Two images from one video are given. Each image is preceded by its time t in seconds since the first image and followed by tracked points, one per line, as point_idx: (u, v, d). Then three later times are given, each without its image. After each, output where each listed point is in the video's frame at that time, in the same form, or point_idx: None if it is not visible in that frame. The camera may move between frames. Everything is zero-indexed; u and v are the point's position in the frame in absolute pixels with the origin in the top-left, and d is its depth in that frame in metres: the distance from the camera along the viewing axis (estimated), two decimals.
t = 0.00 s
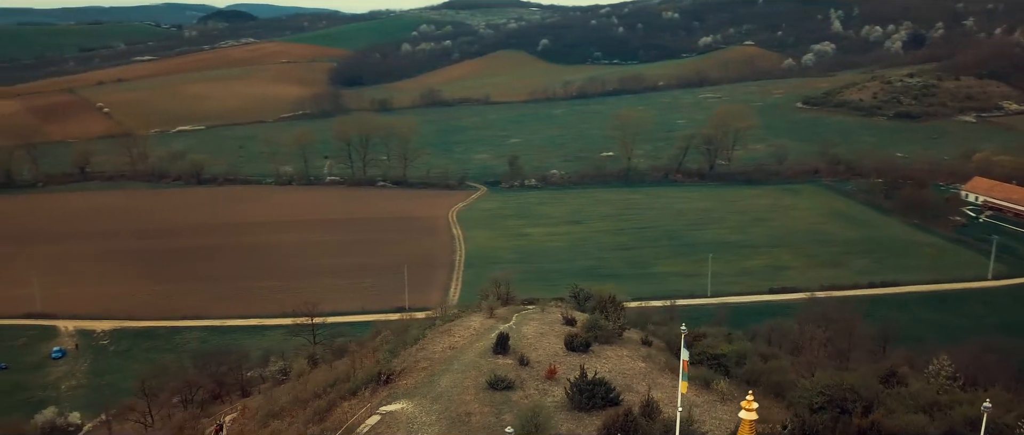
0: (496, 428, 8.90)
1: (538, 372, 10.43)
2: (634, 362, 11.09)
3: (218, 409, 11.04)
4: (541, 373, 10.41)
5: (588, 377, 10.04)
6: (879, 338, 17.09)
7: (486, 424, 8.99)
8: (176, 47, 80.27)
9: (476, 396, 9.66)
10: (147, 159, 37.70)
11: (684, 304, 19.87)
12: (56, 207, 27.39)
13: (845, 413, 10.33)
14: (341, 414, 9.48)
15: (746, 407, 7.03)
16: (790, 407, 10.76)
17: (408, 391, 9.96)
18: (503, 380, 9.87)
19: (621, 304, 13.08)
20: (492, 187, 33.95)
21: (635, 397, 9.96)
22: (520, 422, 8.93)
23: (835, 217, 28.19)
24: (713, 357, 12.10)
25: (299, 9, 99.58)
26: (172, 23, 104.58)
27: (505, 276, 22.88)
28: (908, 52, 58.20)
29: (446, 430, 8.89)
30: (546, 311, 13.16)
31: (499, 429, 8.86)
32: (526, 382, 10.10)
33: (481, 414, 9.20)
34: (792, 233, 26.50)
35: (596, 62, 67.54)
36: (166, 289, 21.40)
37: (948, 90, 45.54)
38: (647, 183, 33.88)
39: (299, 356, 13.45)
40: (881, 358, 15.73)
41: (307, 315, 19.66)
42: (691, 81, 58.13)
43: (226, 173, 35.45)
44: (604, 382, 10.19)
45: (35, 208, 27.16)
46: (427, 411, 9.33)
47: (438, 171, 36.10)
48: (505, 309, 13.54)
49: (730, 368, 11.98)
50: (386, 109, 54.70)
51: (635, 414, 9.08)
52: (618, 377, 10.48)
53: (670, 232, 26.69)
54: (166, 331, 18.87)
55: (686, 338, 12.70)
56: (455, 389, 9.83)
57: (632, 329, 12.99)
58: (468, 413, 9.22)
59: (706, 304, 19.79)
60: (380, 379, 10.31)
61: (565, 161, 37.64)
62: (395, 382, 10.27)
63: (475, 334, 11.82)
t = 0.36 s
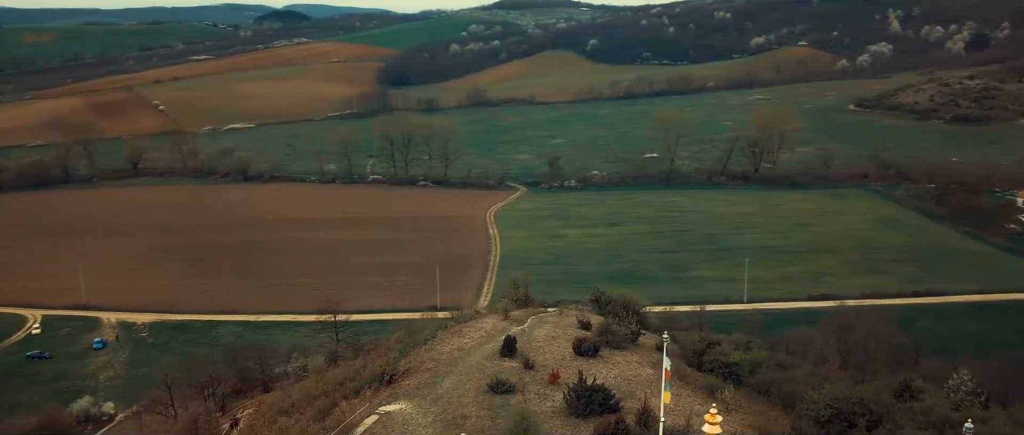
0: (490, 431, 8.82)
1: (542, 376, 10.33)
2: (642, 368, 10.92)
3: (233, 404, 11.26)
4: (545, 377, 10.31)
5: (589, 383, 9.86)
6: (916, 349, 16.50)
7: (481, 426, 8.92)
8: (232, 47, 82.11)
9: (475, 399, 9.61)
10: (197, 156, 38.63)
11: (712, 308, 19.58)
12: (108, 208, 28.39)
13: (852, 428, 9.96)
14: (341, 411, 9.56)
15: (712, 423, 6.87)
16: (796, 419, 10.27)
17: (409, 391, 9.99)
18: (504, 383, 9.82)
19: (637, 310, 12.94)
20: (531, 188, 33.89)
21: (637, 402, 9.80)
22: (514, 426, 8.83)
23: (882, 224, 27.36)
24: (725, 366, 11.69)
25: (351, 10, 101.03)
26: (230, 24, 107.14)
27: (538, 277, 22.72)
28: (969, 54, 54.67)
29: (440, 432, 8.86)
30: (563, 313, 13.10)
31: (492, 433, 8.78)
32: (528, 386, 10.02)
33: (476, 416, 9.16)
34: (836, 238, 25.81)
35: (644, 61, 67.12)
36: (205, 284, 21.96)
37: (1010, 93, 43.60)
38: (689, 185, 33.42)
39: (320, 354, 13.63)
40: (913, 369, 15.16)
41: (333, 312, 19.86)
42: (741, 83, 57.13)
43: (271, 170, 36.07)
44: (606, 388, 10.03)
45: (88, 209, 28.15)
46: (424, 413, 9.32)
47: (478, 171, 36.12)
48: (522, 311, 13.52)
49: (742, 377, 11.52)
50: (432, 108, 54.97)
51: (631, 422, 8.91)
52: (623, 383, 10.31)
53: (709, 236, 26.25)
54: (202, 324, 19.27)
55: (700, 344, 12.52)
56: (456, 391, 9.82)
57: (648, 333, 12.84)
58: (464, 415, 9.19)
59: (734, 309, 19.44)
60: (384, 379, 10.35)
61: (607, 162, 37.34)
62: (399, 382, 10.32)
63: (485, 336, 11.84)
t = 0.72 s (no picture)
0: None
1: (544, 381, 10.30)
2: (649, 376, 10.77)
3: (250, 399, 11.56)
4: (547, 382, 10.30)
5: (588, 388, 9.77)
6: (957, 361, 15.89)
7: (474, 430, 8.96)
8: (284, 47, 83.52)
9: (474, 403, 9.66)
10: (244, 153, 39.14)
11: (741, 314, 19.25)
12: (156, 207, 29.19)
13: None
14: (342, 409, 9.74)
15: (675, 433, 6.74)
16: (802, 431, 9.95)
17: (411, 393, 10.12)
18: (504, 387, 9.85)
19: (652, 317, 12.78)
20: (571, 189, 33.75)
21: (637, 408, 9.71)
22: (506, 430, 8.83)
23: (931, 230, 26.47)
24: (735, 376, 11.26)
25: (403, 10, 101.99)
26: (285, 25, 109.15)
27: (571, 280, 22.60)
28: None
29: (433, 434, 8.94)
30: (579, 317, 12.99)
31: None
32: (529, 391, 10.01)
33: (472, 419, 9.23)
34: (880, 244, 25.07)
35: (694, 62, 66.36)
36: (245, 279, 22.40)
37: None
38: (732, 188, 32.86)
39: (341, 351, 13.84)
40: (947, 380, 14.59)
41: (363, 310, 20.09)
42: (792, 84, 55.82)
43: (315, 168, 36.56)
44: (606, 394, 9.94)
45: (136, 208, 29.01)
46: (421, 415, 9.42)
47: (518, 171, 36.07)
48: (536, 314, 13.52)
49: (753, 387, 11.13)
50: (477, 108, 55.06)
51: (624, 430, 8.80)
52: (626, 389, 10.21)
53: (749, 240, 25.77)
54: (239, 319, 19.65)
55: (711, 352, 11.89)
56: (456, 394, 9.91)
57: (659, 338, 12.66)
58: (460, 418, 9.26)
59: (764, 315, 19.08)
60: (388, 379, 10.51)
61: (649, 164, 36.96)
62: (403, 383, 10.47)
63: (494, 338, 11.93)
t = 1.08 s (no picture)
0: None
1: (546, 385, 10.20)
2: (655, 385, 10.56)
3: (267, 395, 11.78)
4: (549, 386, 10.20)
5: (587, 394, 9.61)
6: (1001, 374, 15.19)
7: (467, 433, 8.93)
8: (337, 47, 84.67)
9: (472, 405, 9.63)
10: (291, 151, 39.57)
11: (772, 320, 18.82)
12: (203, 203, 29.85)
13: None
14: (343, 408, 9.85)
15: None
16: None
17: (411, 393, 10.18)
18: (504, 391, 9.79)
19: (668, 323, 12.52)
20: (612, 190, 33.43)
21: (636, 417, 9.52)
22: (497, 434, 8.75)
23: (984, 239, 25.44)
24: (746, 385, 10.84)
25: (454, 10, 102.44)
26: (338, 25, 110.86)
27: (605, 283, 22.34)
28: None
29: None
30: (596, 322, 12.86)
31: None
32: (530, 395, 9.90)
33: (468, 420, 9.23)
34: (929, 252, 24.19)
35: (746, 63, 65.31)
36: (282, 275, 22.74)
37: None
38: (777, 192, 32.15)
39: (361, 348, 14.01)
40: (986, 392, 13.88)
41: (393, 309, 20.22)
42: (847, 87, 54.31)
43: (359, 167, 36.91)
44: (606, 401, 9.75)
45: (184, 204, 29.72)
46: (417, 417, 9.43)
47: (559, 172, 35.86)
48: (552, 317, 13.52)
49: (764, 397, 10.68)
50: (524, 108, 54.97)
51: None
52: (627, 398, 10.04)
53: (791, 245, 25.16)
54: (273, 314, 19.95)
55: (724, 358, 11.47)
56: (456, 396, 9.89)
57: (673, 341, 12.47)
58: (456, 419, 9.27)
59: (796, 321, 18.62)
60: (392, 379, 10.56)
61: (693, 165, 36.39)
62: (405, 382, 10.54)
63: (504, 341, 11.91)
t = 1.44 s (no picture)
0: None
1: (542, 388, 10.13)
2: (654, 393, 10.42)
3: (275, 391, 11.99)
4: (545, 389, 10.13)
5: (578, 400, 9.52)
6: None
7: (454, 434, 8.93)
8: (379, 47, 85.39)
9: (464, 407, 9.65)
10: (329, 149, 40.09)
11: (795, 326, 18.51)
12: (239, 200, 30.38)
13: None
14: (337, 408, 9.97)
15: None
16: None
17: (405, 394, 10.24)
18: (497, 393, 9.77)
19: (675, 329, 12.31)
20: (646, 192, 33.15)
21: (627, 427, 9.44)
22: None
23: None
24: (748, 393, 10.59)
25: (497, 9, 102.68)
26: (382, 24, 111.90)
27: (634, 285, 22.15)
28: None
29: None
30: (606, 326, 12.75)
31: None
32: (524, 398, 9.86)
33: (455, 422, 9.23)
34: (970, 259, 23.47)
35: (791, 63, 64.07)
36: (314, 271, 23.05)
37: None
38: (815, 195, 31.54)
39: (375, 346, 14.12)
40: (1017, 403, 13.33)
41: (417, 308, 20.30)
42: (894, 88, 52.90)
43: (394, 166, 37.16)
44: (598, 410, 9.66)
45: (222, 201, 30.34)
46: (408, 418, 9.48)
47: (593, 173, 35.67)
48: (561, 319, 13.48)
49: (766, 407, 10.41)
50: (562, 109, 54.76)
51: None
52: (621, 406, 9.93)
53: (826, 249, 24.64)
54: (300, 311, 20.20)
55: (728, 367, 11.31)
56: (449, 398, 9.94)
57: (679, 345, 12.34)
58: (445, 421, 9.27)
59: (821, 328, 18.25)
60: (389, 379, 10.66)
61: (730, 167, 35.90)
62: (400, 384, 10.61)
63: (507, 343, 11.94)
